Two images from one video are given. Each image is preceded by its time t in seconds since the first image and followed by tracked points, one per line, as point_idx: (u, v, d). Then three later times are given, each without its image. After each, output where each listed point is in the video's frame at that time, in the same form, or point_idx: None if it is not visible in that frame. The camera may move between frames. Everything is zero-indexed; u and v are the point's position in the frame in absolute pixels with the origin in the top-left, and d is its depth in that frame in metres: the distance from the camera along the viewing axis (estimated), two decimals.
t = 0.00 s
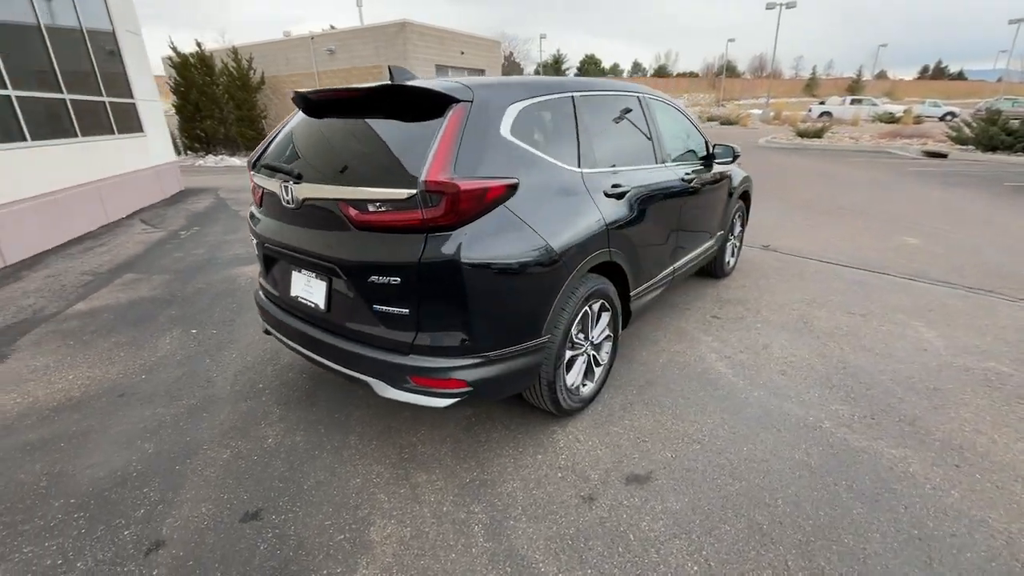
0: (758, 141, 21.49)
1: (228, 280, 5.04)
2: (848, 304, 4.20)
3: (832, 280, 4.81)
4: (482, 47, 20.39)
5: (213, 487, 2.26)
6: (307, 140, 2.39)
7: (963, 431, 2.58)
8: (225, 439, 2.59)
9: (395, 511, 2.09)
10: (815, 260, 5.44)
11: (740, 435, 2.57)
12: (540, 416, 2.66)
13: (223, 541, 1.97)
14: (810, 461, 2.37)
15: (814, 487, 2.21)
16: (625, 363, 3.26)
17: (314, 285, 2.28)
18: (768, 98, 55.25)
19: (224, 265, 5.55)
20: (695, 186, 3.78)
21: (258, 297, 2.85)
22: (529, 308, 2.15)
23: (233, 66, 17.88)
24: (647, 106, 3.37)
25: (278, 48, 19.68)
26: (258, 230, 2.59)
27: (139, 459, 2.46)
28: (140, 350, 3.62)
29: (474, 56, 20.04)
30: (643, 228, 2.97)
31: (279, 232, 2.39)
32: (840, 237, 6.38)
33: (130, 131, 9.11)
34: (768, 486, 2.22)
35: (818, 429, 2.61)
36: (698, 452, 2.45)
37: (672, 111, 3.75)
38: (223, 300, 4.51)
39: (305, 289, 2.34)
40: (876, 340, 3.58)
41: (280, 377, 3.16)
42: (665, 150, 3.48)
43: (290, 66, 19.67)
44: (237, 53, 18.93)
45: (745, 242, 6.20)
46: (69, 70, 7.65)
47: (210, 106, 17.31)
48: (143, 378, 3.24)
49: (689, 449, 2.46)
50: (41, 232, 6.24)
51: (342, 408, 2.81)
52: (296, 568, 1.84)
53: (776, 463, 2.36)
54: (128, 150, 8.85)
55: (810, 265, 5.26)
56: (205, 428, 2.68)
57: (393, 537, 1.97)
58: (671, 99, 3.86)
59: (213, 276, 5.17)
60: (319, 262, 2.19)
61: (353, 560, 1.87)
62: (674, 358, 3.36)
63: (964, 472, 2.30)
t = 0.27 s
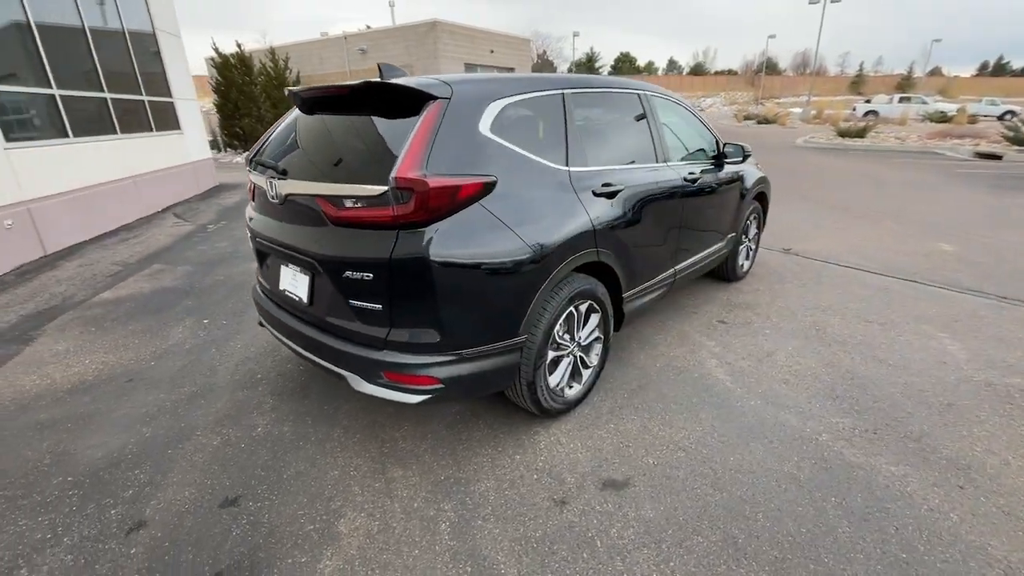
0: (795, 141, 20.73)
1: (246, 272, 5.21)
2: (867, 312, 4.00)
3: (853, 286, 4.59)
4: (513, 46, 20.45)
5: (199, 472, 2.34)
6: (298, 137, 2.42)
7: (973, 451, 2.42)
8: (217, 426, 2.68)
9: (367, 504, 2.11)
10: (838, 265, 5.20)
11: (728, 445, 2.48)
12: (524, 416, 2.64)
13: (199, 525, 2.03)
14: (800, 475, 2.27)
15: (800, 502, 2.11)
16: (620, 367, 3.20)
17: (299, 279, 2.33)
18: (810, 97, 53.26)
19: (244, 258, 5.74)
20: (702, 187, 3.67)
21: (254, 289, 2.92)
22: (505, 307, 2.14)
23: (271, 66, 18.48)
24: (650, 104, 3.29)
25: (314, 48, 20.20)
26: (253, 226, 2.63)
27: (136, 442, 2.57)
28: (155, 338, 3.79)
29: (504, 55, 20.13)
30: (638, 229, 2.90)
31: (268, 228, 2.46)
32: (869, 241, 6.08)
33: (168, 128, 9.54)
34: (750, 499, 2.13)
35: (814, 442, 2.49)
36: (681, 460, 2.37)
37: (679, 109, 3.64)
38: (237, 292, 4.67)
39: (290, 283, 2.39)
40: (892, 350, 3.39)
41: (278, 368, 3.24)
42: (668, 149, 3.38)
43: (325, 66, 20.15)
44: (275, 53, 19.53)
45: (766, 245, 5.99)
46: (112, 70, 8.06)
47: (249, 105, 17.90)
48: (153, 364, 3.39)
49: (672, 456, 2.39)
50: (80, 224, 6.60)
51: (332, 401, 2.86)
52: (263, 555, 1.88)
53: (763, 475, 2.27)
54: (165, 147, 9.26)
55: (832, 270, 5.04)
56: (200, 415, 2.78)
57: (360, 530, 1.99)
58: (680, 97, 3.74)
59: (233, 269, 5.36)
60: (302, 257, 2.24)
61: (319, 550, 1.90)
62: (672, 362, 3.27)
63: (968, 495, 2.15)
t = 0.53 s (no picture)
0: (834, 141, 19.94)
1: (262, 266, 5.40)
2: (879, 321, 3.83)
3: (869, 294, 4.40)
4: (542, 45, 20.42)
5: (188, 456, 2.45)
6: (288, 137, 2.49)
7: (970, 470, 2.29)
8: (211, 413, 2.80)
9: (337, 494, 2.17)
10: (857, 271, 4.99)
11: (707, 452, 2.44)
12: (503, 414, 2.66)
13: (179, 507, 2.13)
14: (777, 487, 2.20)
15: (772, 515, 2.05)
16: (609, 369, 3.17)
17: (283, 274, 2.41)
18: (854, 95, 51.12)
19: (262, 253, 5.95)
20: (703, 189, 3.59)
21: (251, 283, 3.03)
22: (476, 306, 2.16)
23: (306, 67, 19.05)
24: (646, 105, 3.25)
25: (347, 49, 20.67)
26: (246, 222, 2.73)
27: (135, 425, 2.72)
28: (168, 326, 3.98)
29: (533, 54, 20.13)
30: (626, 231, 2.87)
31: (257, 225, 2.55)
32: (895, 247, 5.81)
33: (203, 127, 9.95)
34: (720, 508, 2.08)
35: (798, 454, 2.41)
36: (656, 465, 2.34)
37: (680, 110, 3.58)
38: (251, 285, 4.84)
39: (276, 278, 2.48)
40: (899, 362, 3.24)
41: (277, 360, 3.36)
42: (665, 151, 3.33)
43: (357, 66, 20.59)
44: (310, 53, 20.08)
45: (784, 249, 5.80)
46: (150, 71, 8.47)
47: (285, 104, 18.44)
48: (163, 351, 3.57)
49: (647, 461, 2.36)
50: (115, 217, 6.95)
51: (321, 392, 2.95)
52: (233, 537, 1.97)
53: (738, 485, 2.21)
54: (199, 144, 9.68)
55: (850, 277, 4.84)
56: (198, 402, 2.91)
57: (327, 518, 2.05)
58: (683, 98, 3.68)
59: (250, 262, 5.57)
60: (284, 252, 2.32)
61: (285, 536, 1.96)
62: (664, 366, 3.22)
63: (955, 516, 2.05)
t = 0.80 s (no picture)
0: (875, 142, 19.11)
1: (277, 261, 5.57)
2: (892, 332, 3.66)
3: (886, 302, 4.21)
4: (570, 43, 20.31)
5: (181, 442, 2.57)
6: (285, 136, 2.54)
7: (966, 491, 2.17)
8: (208, 402, 2.92)
9: (313, 485, 2.23)
10: (878, 278, 4.78)
11: (688, 460, 2.39)
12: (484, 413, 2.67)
13: (166, 490, 2.23)
14: (754, 499, 2.14)
15: (744, 528, 1.99)
16: (599, 372, 3.15)
17: (271, 270, 2.50)
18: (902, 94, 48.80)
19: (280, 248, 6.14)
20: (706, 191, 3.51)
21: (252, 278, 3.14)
22: (450, 306, 2.17)
23: (338, 66, 19.51)
24: (645, 105, 3.20)
25: (378, 49, 21.04)
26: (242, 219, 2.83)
27: (138, 411, 2.86)
28: (182, 317, 4.16)
29: (561, 52, 20.05)
30: (617, 232, 2.83)
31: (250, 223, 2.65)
32: (924, 254, 5.53)
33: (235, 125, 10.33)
34: (691, 518, 2.04)
35: (782, 466, 2.34)
36: (632, 472, 2.31)
37: (682, 111, 3.51)
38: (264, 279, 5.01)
39: (266, 273, 2.57)
40: (907, 374, 3.10)
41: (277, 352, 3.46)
42: (664, 152, 3.26)
43: (388, 66, 20.97)
44: (342, 54, 20.55)
45: (802, 254, 5.61)
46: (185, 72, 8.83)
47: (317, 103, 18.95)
48: (174, 341, 3.73)
49: (624, 467, 2.34)
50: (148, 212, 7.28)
51: (314, 385, 3.03)
52: (210, 522, 2.05)
53: (713, 495, 2.16)
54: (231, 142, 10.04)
55: (869, 284, 4.64)
56: (198, 390, 3.04)
57: (300, 508, 2.11)
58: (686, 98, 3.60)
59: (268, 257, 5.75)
60: (271, 249, 2.39)
61: (258, 523, 2.03)
62: (656, 371, 3.17)
63: (941, 539, 1.95)
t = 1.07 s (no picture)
0: (917, 143, 18.23)
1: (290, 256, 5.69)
2: (907, 343, 3.47)
3: (905, 312, 3.99)
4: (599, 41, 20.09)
5: (170, 430, 2.64)
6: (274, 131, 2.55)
7: (965, 516, 2.03)
8: (203, 392, 2.99)
9: (288, 478, 2.25)
10: (901, 286, 4.54)
11: (668, 470, 2.31)
12: (465, 413, 2.65)
13: (148, 477, 2.29)
14: (731, 514, 2.05)
15: (717, 543, 1.91)
16: (589, 375, 3.08)
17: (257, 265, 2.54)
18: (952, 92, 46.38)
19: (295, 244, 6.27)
20: (708, 193, 3.39)
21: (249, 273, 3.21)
22: (423, 304, 2.15)
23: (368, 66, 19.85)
24: (643, 103, 3.11)
25: (407, 48, 21.30)
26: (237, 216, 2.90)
27: (136, 398, 2.95)
28: (192, 309, 4.29)
29: (589, 50, 19.86)
30: (607, 234, 2.76)
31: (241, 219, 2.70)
32: (956, 261, 5.22)
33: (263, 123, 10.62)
34: (661, 530, 1.97)
35: (768, 481, 2.23)
36: (608, 479, 2.25)
37: (685, 109, 3.40)
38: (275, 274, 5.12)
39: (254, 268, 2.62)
40: (917, 388, 2.92)
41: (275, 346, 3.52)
42: (663, 152, 3.17)
43: (415, 65, 21.22)
44: (372, 54, 20.89)
45: (822, 259, 5.38)
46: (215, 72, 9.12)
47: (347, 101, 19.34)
48: (181, 331, 3.85)
49: (600, 474, 2.27)
50: (174, 207, 7.54)
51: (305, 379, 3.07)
52: (184, 510, 2.09)
53: (689, 507, 2.08)
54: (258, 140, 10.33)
55: (890, 292, 4.41)
56: (195, 380, 3.12)
57: (271, 500, 2.13)
58: (691, 95, 3.49)
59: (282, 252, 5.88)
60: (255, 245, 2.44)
61: (229, 513, 2.07)
62: (649, 376, 3.09)
63: (930, 566, 1.82)
